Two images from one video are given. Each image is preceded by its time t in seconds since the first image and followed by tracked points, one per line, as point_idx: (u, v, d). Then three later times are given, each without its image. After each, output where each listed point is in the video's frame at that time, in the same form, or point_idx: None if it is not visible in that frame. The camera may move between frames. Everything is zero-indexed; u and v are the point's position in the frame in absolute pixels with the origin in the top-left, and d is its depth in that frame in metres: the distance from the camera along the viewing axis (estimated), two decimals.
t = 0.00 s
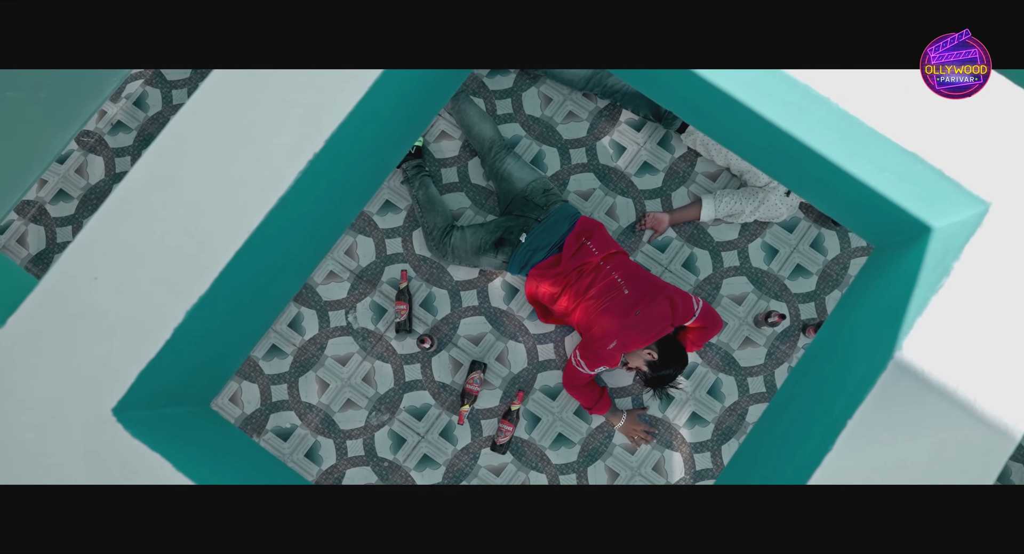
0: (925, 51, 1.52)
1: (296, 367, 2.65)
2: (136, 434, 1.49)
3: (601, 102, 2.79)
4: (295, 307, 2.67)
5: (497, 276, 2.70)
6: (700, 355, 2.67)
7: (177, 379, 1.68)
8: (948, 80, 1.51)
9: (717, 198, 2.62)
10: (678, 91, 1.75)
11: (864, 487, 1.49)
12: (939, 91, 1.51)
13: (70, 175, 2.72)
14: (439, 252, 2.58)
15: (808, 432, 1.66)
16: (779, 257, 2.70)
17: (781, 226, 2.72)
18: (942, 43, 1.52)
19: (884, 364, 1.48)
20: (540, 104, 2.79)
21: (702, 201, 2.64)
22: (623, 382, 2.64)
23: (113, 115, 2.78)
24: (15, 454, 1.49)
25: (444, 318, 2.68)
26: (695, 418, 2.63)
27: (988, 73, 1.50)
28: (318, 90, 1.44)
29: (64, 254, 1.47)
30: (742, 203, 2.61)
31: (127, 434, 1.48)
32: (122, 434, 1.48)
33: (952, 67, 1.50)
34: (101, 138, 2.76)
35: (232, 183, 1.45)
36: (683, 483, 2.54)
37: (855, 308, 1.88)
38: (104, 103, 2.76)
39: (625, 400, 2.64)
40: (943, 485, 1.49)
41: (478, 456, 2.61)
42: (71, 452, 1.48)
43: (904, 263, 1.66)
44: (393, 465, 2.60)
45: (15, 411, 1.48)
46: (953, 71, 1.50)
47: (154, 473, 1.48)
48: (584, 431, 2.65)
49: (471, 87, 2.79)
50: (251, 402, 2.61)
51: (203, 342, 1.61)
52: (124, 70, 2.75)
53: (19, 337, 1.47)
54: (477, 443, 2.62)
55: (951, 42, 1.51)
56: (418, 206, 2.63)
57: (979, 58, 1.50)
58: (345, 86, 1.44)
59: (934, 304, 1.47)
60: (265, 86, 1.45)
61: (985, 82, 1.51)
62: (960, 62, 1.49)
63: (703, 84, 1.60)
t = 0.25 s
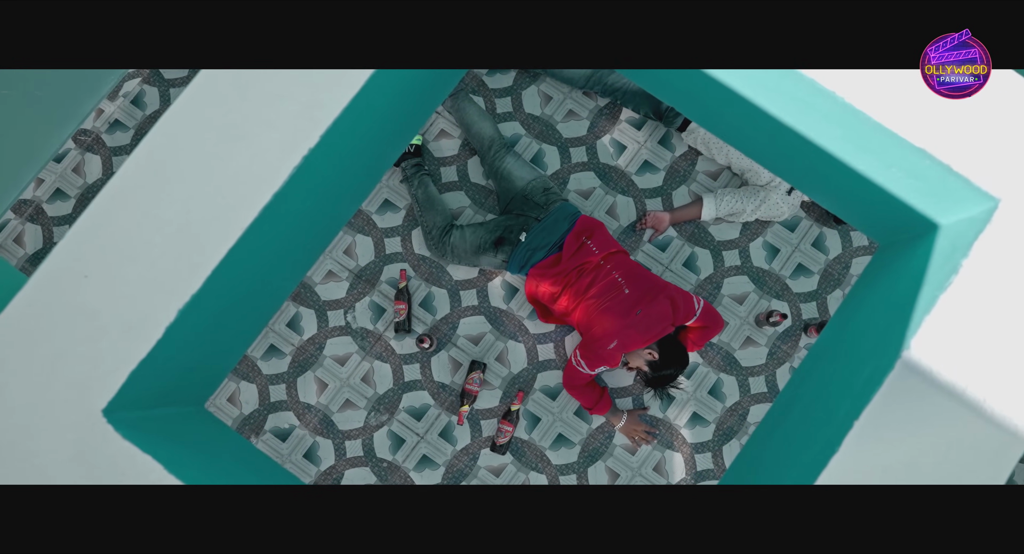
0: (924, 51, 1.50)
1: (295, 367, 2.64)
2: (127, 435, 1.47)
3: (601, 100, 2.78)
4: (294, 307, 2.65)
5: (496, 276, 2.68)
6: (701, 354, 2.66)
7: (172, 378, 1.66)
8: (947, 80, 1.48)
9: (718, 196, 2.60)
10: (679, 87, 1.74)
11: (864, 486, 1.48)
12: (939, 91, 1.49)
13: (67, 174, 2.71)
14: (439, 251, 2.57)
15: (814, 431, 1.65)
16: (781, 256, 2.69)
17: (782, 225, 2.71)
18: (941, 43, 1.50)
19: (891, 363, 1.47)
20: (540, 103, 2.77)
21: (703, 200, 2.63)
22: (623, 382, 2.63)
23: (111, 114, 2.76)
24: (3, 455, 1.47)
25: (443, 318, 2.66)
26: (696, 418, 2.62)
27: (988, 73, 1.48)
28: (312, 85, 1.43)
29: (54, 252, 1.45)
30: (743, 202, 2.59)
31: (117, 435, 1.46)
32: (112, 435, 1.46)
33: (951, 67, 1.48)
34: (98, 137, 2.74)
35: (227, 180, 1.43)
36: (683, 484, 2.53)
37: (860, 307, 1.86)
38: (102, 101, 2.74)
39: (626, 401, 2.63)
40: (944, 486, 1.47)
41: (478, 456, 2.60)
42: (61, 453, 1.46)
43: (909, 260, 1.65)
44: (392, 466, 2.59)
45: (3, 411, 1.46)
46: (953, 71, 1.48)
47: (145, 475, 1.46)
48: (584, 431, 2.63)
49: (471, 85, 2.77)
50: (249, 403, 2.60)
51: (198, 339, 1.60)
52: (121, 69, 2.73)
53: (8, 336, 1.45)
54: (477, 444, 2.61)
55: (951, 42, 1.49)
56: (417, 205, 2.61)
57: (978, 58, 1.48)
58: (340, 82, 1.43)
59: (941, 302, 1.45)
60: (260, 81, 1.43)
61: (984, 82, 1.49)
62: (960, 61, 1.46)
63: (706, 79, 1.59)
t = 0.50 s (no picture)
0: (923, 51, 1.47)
1: (293, 367, 2.62)
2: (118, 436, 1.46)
3: (601, 98, 2.76)
4: (292, 307, 2.63)
5: (496, 275, 2.67)
6: (702, 354, 2.64)
7: (165, 379, 1.64)
8: (947, 80, 1.46)
9: (719, 195, 2.58)
10: (679, 84, 1.73)
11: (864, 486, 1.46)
12: (939, 91, 1.46)
13: (64, 173, 2.69)
14: (438, 250, 2.55)
15: (822, 429, 1.63)
16: (782, 256, 2.67)
17: (783, 224, 2.69)
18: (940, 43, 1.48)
19: (900, 361, 1.45)
20: (540, 101, 2.76)
21: (703, 199, 2.61)
22: (624, 382, 2.61)
23: (108, 113, 2.74)
24: None
25: (442, 318, 2.65)
26: (697, 418, 2.60)
27: (988, 73, 1.47)
28: (307, 79, 1.42)
29: (42, 250, 1.43)
30: (744, 201, 2.58)
31: (107, 437, 1.45)
32: (102, 436, 1.44)
33: (951, 66, 1.46)
34: (95, 136, 2.73)
35: (222, 176, 1.42)
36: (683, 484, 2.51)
37: (867, 304, 1.84)
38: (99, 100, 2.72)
39: (626, 401, 2.61)
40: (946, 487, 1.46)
41: (477, 457, 2.58)
42: (49, 456, 1.45)
43: (917, 258, 1.63)
44: (391, 466, 2.57)
45: None
46: (953, 71, 1.46)
47: (135, 477, 1.45)
48: (585, 431, 2.61)
49: (470, 84, 2.76)
50: (247, 403, 2.58)
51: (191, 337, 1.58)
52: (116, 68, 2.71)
53: None
54: (476, 444, 2.59)
55: (949, 42, 1.47)
56: (416, 204, 2.60)
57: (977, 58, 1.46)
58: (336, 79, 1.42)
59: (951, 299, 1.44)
60: (256, 77, 1.42)
61: (984, 82, 1.47)
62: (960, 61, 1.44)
63: (709, 74, 1.58)
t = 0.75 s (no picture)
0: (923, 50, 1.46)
1: (291, 367, 2.60)
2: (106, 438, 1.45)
3: (602, 96, 2.74)
4: (290, 306, 2.61)
5: (495, 275, 2.65)
6: (703, 354, 2.62)
7: (157, 381, 1.63)
8: (947, 80, 1.45)
9: (720, 194, 2.56)
10: (679, 83, 1.72)
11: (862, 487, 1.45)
12: (939, 91, 1.45)
13: (61, 172, 2.67)
14: (437, 250, 2.54)
15: (830, 430, 1.61)
16: (784, 255, 2.65)
17: (785, 223, 2.67)
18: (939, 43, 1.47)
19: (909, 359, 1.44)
20: (540, 99, 2.74)
21: (705, 198, 2.59)
22: (625, 382, 2.59)
23: (105, 111, 2.72)
24: None
25: (442, 317, 2.63)
26: (698, 419, 2.59)
27: (987, 74, 1.46)
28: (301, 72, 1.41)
29: (30, 247, 1.41)
30: (746, 200, 2.56)
31: (96, 439, 1.43)
32: (91, 438, 1.43)
33: (951, 67, 1.45)
34: (92, 134, 2.71)
35: (214, 171, 1.40)
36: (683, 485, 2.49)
37: (874, 303, 1.83)
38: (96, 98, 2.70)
39: (627, 401, 2.59)
40: (944, 487, 1.44)
41: (477, 458, 2.56)
42: (35, 458, 1.43)
43: (925, 255, 1.62)
44: (390, 467, 2.55)
45: None
46: (952, 71, 1.45)
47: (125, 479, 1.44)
48: (585, 432, 2.60)
49: (470, 82, 2.74)
50: (245, 403, 2.57)
51: (184, 337, 1.56)
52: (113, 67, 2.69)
53: None
54: (476, 445, 2.57)
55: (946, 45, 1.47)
56: (415, 203, 2.58)
57: (977, 58, 1.45)
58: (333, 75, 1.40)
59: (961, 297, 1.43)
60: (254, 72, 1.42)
61: (984, 82, 1.46)
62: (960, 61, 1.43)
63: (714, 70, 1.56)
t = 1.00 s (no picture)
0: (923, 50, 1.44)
1: (290, 367, 2.58)
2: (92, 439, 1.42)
3: (602, 94, 2.72)
4: (288, 306, 2.60)
5: (495, 274, 2.63)
6: (704, 354, 2.60)
7: (150, 381, 1.61)
8: (947, 80, 1.42)
9: (721, 193, 2.54)
10: (683, 80, 1.71)
11: (863, 487, 1.44)
12: (939, 91, 1.43)
13: (57, 171, 2.66)
14: (437, 249, 2.52)
15: (839, 429, 1.59)
16: (785, 254, 2.63)
17: (787, 222, 2.65)
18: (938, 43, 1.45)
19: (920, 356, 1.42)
20: (540, 98, 2.72)
21: (706, 196, 2.57)
22: (625, 382, 2.57)
23: (102, 109, 2.70)
24: None
25: (441, 317, 2.61)
26: (699, 419, 2.57)
27: (987, 74, 1.44)
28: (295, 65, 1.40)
29: (17, 243, 1.39)
30: (747, 198, 2.53)
31: (84, 441, 1.41)
32: (79, 440, 1.41)
33: (952, 67, 1.43)
34: (89, 132, 2.69)
35: (208, 165, 1.39)
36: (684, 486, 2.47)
37: (883, 301, 1.81)
38: (92, 97, 2.68)
39: (627, 401, 2.57)
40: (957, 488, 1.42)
41: (476, 458, 2.54)
42: (22, 460, 1.41)
43: (936, 252, 1.60)
44: (389, 468, 2.54)
45: None
46: (953, 71, 1.42)
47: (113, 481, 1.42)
48: (586, 432, 2.58)
49: (469, 80, 2.72)
50: (243, 404, 2.55)
51: (175, 336, 1.54)
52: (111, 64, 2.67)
53: None
54: (475, 445, 2.55)
55: (945, 45, 1.45)
56: (414, 202, 2.56)
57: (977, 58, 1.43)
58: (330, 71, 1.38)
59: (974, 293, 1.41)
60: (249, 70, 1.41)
61: (985, 82, 1.44)
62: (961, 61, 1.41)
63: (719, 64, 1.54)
